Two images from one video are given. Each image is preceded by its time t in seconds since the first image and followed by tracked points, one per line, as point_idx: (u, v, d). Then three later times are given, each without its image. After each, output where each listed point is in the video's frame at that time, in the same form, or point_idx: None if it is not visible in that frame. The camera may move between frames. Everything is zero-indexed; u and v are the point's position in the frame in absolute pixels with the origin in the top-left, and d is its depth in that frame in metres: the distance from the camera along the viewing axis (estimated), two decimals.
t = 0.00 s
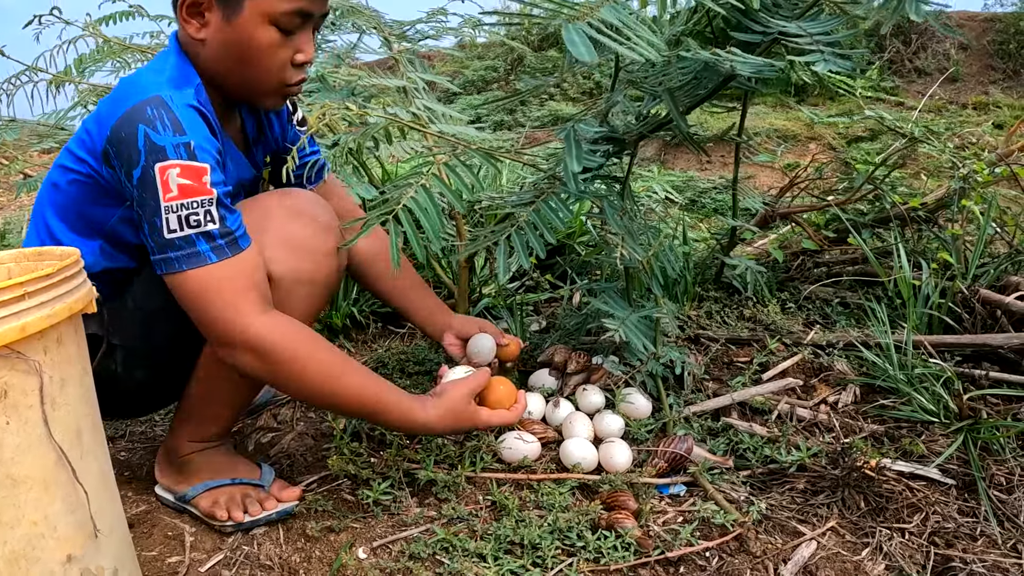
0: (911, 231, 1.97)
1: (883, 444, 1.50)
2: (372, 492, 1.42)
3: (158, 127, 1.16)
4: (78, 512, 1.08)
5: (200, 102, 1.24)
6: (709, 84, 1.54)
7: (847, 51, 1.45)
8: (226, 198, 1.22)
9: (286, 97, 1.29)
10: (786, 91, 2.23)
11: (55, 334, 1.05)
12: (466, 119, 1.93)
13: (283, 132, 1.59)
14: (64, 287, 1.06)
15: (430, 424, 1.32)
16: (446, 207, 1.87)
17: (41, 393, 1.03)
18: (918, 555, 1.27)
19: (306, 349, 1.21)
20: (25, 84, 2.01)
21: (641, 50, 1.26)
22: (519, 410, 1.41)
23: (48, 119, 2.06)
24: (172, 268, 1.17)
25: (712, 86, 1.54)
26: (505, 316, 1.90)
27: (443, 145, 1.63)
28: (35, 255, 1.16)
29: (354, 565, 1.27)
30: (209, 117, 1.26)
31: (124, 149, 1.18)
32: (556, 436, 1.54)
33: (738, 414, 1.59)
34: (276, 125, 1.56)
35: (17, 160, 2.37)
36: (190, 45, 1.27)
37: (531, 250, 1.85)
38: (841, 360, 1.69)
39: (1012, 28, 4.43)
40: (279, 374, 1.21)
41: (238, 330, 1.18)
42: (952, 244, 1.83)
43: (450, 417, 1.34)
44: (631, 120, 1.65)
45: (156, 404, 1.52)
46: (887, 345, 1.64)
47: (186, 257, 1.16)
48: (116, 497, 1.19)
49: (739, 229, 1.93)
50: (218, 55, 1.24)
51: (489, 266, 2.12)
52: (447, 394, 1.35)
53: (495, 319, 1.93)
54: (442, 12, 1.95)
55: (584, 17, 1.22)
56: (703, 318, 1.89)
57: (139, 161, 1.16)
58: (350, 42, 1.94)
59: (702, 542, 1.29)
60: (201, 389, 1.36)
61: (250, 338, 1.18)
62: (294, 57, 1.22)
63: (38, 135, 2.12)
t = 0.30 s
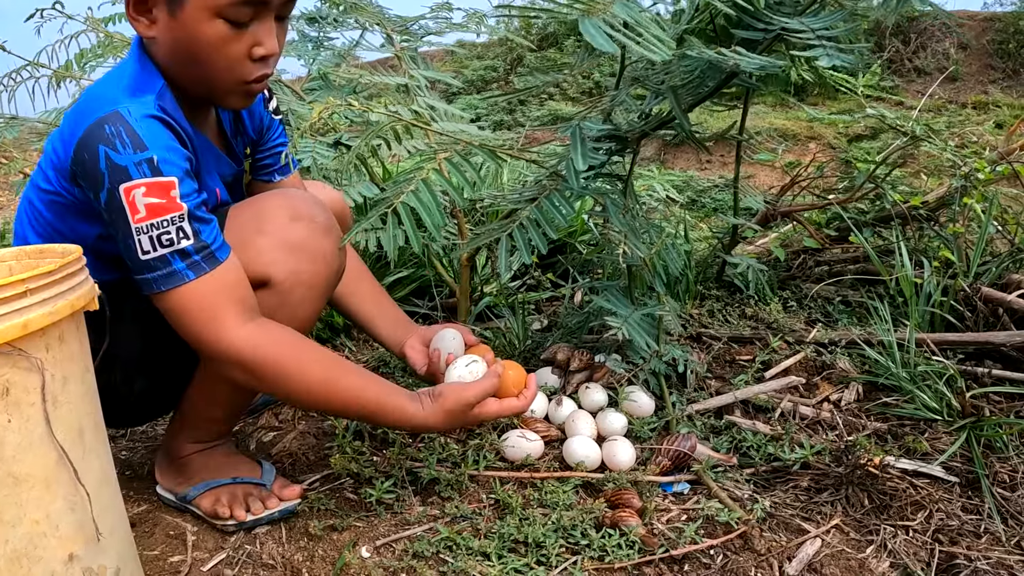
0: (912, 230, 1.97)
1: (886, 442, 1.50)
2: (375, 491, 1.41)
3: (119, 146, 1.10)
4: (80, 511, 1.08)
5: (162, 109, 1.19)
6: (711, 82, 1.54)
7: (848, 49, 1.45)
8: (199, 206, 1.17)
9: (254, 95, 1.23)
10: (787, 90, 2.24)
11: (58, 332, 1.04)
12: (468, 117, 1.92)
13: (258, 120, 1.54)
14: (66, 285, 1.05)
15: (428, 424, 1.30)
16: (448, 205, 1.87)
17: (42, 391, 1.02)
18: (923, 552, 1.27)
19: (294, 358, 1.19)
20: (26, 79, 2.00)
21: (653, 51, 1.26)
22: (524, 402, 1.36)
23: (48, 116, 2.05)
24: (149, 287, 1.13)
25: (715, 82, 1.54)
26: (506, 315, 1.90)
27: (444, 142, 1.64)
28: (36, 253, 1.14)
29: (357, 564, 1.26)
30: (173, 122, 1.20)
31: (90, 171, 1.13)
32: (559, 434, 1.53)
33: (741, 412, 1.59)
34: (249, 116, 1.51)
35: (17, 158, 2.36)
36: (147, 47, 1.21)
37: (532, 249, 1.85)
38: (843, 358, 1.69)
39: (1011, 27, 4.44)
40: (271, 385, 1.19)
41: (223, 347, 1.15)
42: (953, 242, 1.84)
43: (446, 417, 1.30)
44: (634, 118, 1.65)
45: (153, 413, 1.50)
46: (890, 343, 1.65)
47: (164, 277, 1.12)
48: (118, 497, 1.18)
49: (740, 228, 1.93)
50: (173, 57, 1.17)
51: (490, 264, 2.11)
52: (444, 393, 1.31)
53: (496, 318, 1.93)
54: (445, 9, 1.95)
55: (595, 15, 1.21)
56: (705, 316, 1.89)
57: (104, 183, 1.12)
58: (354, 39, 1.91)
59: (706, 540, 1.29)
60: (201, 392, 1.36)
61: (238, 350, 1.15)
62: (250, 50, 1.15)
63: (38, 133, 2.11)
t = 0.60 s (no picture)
0: (912, 228, 1.97)
1: (886, 439, 1.49)
2: (373, 489, 1.41)
3: (120, 87, 1.12)
4: (76, 509, 1.07)
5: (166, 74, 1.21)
6: (708, 79, 1.53)
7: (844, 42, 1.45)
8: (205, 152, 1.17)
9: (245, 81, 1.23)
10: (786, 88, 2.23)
11: (54, 328, 1.04)
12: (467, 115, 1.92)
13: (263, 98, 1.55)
14: (63, 281, 1.04)
15: (461, 336, 1.20)
16: (447, 203, 1.87)
17: (39, 387, 1.01)
18: (923, 550, 1.27)
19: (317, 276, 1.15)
20: (24, 76, 2.00)
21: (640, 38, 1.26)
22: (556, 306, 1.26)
23: (47, 114, 2.05)
24: (158, 219, 1.10)
25: (710, 78, 1.52)
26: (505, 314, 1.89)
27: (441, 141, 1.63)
28: (34, 249, 1.13)
29: (355, 562, 1.25)
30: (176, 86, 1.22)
31: (88, 118, 1.13)
32: (559, 432, 1.53)
33: (740, 410, 1.59)
34: (254, 96, 1.52)
35: (15, 158, 2.36)
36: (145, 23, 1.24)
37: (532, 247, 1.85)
38: (843, 356, 1.69)
39: (1010, 27, 4.45)
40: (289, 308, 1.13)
41: (237, 271, 1.11)
42: (952, 240, 1.84)
43: (478, 325, 1.20)
44: (633, 116, 1.65)
45: (150, 392, 1.48)
46: (890, 341, 1.65)
47: (172, 203, 1.09)
48: (116, 494, 1.17)
49: (740, 226, 1.93)
50: (166, 37, 1.19)
51: (489, 263, 2.11)
52: (471, 299, 1.21)
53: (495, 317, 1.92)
54: (443, 7, 1.94)
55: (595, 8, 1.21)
56: (705, 314, 1.89)
57: (104, 124, 1.12)
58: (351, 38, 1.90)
59: (706, 538, 1.29)
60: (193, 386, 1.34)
61: (241, 273, 1.10)
62: (237, 34, 1.15)
63: (38, 132, 2.11)
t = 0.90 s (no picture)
0: (911, 227, 1.97)
1: (885, 438, 1.49)
2: (371, 488, 1.40)
3: (73, 15, 1.17)
4: (75, 508, 1.06)
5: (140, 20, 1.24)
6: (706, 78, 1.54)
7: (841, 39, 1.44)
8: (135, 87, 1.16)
9: (181, 31, 1.23)
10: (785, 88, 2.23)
11: (52, 328, 1.03)
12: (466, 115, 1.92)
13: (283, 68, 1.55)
14: (61, 280, 1.04)
15: (263, 152, 0.99)
16: (446, 203, 1.87)
17: (37, 386, 1.00)
18: (922, 549, 1.27)
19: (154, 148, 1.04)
20: (23, 78, 2.00)
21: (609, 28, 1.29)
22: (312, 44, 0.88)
23: (45, 115, 2.05)
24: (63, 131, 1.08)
25: (709, 77, 1.53)
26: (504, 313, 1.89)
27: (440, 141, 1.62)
28: (31, 250, 1.13)
29: (354, 562, 1.25)
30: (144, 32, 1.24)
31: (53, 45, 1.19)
32: (557, 432, 1.53)
33: (739, 409, 1.59)
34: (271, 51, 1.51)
35: (15, 159, 2.36)
36: None
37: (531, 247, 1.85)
38: (842, 355, 1.69)
39: (1009, 26, 4.44)
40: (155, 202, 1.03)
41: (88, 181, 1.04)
42: (952, 239, 1.84)
43: (242, 116, 0.95)
44: (632, 116, 1.65)
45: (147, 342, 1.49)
46: (889, 340, 1.65)
47: (71, 117, 1.07)
48: (113, 493, 1.16)
49: (739, 225, 1.93)
50: None
51: (489, 262, 2.11)
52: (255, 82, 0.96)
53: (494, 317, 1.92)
54: (436, 13, 1.95)
55: None
56: (704, 314, 1.89)
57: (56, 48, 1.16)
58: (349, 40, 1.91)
59: (705, 537, 1.29)
60: (163, 368, 1.29)
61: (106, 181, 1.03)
62: None
63: (36, 133, 2.12)
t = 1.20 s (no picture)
0: (910, 226, 1.97)
1: (883, 437, 1.49)
2: (369, 487, 1.40)
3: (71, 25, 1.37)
4: (71, 507, 1.05)
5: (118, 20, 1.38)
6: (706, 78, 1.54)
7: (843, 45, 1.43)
8: (70, 90, 1.35)
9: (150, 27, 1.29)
10: (784, 87, 2.23)
11: (48, 325, 1.02)
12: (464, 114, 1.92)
13: (294, 57, 1.51)
14: (58, 278, 1.04)
15: None
16: (443, 202, 1.87)
17: (33, 384, 0.99)
18: (921, 548, 1.26)
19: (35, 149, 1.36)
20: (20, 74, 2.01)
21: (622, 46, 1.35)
22: None
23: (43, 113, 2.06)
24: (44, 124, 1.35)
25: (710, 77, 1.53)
26: (502, 312, 1.89)
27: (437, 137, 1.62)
28: (29, 248, 1.13)
29: (351, 561, 1.25)
30: (118, 34, 1.37)
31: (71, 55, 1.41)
32: (555, 431, 1.53)
33: (737, 408, 1.59)
34: (277, 41, 1.48)
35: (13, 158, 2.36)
36: None
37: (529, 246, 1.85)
38: (840, 354, 1.69)
39: (1008, 26, 4.45)
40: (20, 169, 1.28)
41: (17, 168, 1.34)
42: (951, 238, 1.84)
43: None
44: (630, 114, 1.64)
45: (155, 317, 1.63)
46: (887, 339, 1.65)
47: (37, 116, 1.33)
48: (109, 491, 1.15)
49: (737, 224, 1.93)
50: None
51: (487, 261, 2.11)
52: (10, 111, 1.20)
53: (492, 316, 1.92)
54: (432, 13, 1.95)
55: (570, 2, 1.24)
56: (702, 313, 1.89)
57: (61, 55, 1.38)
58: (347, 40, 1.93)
59: (702, 535, 1.28)
60: (126, 356, 1.28)
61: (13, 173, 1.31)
62: None
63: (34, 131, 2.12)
